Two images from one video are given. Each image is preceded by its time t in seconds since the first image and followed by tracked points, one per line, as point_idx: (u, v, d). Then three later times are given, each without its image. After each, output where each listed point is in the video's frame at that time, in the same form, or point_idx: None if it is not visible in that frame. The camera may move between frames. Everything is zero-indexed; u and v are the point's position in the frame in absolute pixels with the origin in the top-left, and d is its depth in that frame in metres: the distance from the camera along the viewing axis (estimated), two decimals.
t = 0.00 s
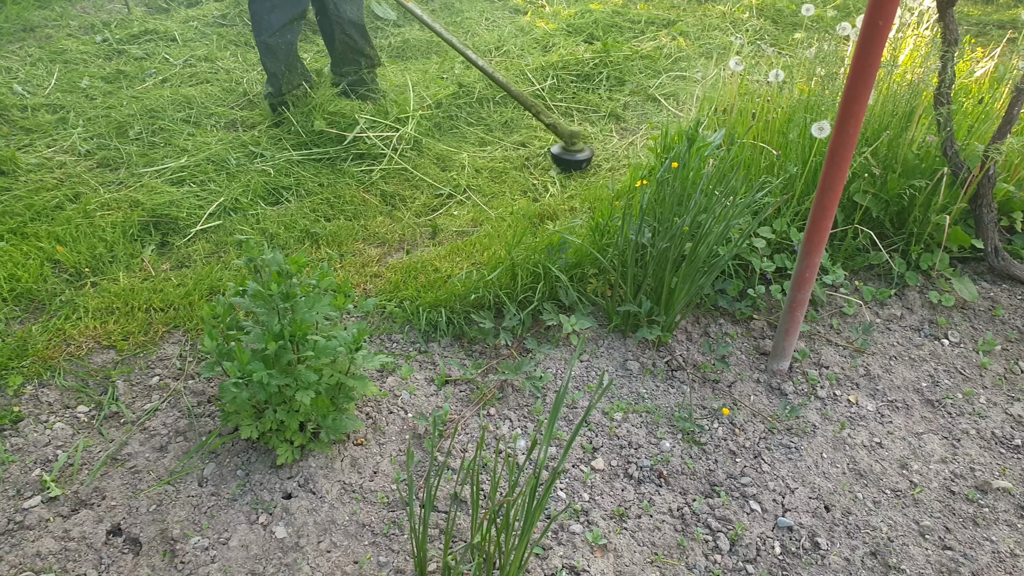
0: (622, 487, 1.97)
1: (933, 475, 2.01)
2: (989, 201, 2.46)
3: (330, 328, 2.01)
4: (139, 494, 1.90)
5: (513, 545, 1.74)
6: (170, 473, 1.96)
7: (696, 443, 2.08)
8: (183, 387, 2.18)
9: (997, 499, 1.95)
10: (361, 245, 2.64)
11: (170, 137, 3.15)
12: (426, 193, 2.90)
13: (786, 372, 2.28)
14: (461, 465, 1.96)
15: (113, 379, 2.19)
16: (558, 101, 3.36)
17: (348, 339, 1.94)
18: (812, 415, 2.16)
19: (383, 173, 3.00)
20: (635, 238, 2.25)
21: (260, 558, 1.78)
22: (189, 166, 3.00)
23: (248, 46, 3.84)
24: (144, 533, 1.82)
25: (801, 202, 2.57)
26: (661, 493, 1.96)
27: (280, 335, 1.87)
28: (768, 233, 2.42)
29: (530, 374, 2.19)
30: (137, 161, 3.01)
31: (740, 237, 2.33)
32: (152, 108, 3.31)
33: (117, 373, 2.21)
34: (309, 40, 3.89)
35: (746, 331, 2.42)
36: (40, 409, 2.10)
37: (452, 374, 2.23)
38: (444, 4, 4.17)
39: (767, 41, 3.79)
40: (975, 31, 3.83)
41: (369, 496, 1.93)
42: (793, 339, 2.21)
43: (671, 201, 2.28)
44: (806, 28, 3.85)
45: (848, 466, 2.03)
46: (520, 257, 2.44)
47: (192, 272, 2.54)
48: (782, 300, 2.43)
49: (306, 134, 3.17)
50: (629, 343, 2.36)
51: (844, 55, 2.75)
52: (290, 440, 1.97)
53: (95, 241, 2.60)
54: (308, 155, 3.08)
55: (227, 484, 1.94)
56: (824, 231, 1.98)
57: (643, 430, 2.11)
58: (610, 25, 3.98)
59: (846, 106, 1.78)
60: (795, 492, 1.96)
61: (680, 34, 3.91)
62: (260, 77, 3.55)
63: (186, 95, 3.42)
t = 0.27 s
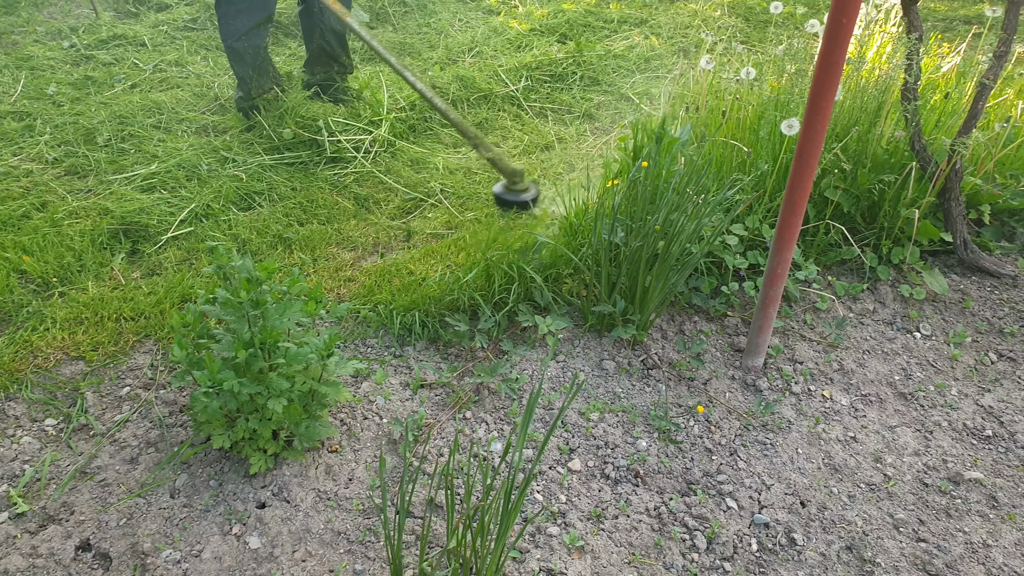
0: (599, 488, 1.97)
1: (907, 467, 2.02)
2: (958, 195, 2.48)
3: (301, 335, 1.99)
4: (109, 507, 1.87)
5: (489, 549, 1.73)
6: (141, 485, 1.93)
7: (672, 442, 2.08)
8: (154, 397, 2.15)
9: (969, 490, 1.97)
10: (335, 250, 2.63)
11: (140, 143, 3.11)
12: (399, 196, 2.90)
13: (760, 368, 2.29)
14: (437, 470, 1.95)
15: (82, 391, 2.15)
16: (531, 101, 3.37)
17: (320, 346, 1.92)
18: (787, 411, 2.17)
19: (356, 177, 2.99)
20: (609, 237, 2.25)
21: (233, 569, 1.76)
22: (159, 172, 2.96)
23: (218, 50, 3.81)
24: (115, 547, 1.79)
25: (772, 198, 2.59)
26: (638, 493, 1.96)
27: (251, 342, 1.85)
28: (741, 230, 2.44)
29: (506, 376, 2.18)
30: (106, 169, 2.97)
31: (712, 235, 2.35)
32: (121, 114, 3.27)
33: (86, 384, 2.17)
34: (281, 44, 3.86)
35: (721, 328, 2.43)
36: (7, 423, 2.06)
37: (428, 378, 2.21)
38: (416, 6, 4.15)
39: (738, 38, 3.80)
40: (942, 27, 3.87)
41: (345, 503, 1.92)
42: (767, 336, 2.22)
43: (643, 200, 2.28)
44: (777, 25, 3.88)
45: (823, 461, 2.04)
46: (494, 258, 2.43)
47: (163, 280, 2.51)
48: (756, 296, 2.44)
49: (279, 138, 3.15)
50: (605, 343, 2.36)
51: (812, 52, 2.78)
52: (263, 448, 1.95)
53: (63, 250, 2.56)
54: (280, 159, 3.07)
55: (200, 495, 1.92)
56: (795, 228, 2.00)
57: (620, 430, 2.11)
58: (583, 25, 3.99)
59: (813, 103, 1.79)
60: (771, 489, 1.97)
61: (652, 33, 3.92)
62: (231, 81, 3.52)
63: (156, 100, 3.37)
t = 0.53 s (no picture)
0: (578, 495, 1.96)
1: (884, 470, 2.03)
2: (931, 198, 2.50)
3: (277, 344, 1.97)
4: (81, 520, 1.85)
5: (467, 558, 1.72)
6: (115, 497, 1.90)
7: (651, 447, 2.08)
8: (128, 407, 2.13)
9: (945, 492, 1.98)
10: (312, 258, 2.62)
11: (115, 151, 3.08)
12: (377, 203, 2.90)
13: (738, 373, 2.30)
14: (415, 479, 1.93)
15: (54, 402, 2.12)
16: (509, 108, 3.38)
17: (295, 355, 1.91)
18: (764, 415, 2.18)
19: (334, 184, 3.00)
20: (586, 243, 2.25)
21: None
22: (134, 180, 2.94)
23: (195, 57, 3.79)
24: (87, 560, 1.76)
25: (749, 203, 2.60)
26: (617, 499, 1.96)
27: (225, 352, 1.83)
28: (718, 235, 2.45)
29: (485, 384, 2.17)
30: (80, 177, 2.94)
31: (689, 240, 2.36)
32: (96, 121, 3.24)
33: (59, 395, 2.14)
34: (259, 51, 3.86)
35: (699, 333, 2.43)
36: None
37: (406, 386, 2.20)
38: (395, 12, 4.15)
39: (715, 44, 3.84)
40: (916, 33, 3.92)
41: (321, 513, 1.90)
42: (744, 340, 2.23)
43: (620, 206, 2.29)
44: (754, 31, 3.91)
45: (801, 465, 2.04)
46: (472, 265, 2.43)
47: (138, 289, 2.48)
48: (733, 301, 2.45)
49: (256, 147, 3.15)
50: (584, 349, 2.36)
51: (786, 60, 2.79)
52: (239, 458, 1.93)
53: (36, 259, 2.52)
54: (258, 167, 3.06)
55: (175, 507, 1.89)
56: (770, 233, 2.01)
57: (598, 436, 2.11)
58: (561, 31, 4.00)
59: (786, 109, 1.80)
60: (748, 493, 1.97)
61: (630, 39, 3.94)
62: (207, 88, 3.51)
63: (132, 108, 3.35)
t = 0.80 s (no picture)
0: (561, 497, 1.96)
1: (865, 469, 2.04)
2: (911, 198, 2.52)
3: (257, 350, 1.97)
4: (61, 529, 1.83)
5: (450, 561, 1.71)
6: (95, 506, 1.89)
7: (634, 449, 2.09)
8: (108, 415, 2.11)
9: (926, 490, 1.99)
10: (293, 263, 2.63)
11: (95, 157, 3.07)
12: (358, 208, 2.93)
13: (720, 373, 2.30)
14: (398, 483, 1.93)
15: (33, 410, 2.10)
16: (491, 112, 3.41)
17: (275, 360, 1.90)
18: (747, 415, 2.19)
19: (315, 189, 3.03)
20: (568, 246, 2.26)
21: None
22: (113, 186, 2.93)
23: (175, 62, 3.79)
24: (67, 569, 1.74)
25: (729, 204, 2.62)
26: (600, 500, 1.96)
27: (205, 358, 1.82)
28: (699, 237, 2.47)
29: (467, 388, 2.17)
30: (58, 183, 2.92)
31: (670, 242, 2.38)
32: (75, 127, 3.22)
33: (38, 404, 2.12)
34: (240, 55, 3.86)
35: (681, 334, 2.44)
36: None
37: (388, 391, 2.20)
38: (376, 16, 4.15)
39: (696, 45, 3.86)
40: (895, 33, 3.95)
41: (304, 519, 1.89)
42: (726, 341, 2.24)
43: (601, 208, 2.30)
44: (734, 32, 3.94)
45: (783, 465, 2.05)
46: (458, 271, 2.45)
47: (118, 295, 2.47)
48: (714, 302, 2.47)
49: (238, 153, 3.17)
50: (567, 351, 2.36)
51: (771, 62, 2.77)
52: (221, 464, 1.92)
53: (14, 267, 2.51)
54: (240, 173, 3.08)
55: (156, 514, 1.88)
56: (750, 234, 2.02)
57: (581, 438, 2.11)
58: (543, 34, 4.02)
59: (764, 111, 1.81)
60: (731, 494, 1.98)
61: (612, 41, 3.96)
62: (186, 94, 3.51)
63: (110, 113, 3.34)
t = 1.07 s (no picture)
0: (546, 489, 1.97)
1: (849, 464, 2.05)
2: (898, 195, 2.53)
3: (241, 342, 1.96)
4: (43, 519, 1.82)
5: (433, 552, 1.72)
6: (77, 496, 1.88)
7: (619, 442, 2.10)
8: (91, 405, 2.10)
9: (908, 485, 2.00)
10: (278, 255, 2.65)
11: (80, 148, 3.06)
12: (344, 201, 2.95)
13: (706, 368, 2.31)
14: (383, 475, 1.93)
15: (15, 401, 2.09)
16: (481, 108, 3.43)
17: (260, 351, 1.90)
18: (731, 410, 2.20)
19: (301, 181, 3.04)
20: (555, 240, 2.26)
21: None
22: (99, 177, 2.92)
23: (161, 54, 3.79)
24: (49, 560, 1.73)
25: (717, 200, 2.64)
26: (585, 493, 1.97)
27: (189, 348, 1.82)
28: (687, 233, 2.48)
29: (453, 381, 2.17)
30: (42, 173, 2.90)
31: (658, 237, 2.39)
32: (59, 117, 3.21)
33: (20, 394, 2.11)
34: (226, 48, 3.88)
35: (667, 329, 2.45)
36: None
37: (373, 384, 2.20)
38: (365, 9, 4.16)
39: (685, 42, 3.87)
40: (884, 31, 3.97)
41: (288, 510, 1.89)
42: (712, 336, 2.24)
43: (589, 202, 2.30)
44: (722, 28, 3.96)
45: (766, 459, 2.06)
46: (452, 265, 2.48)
47: (102, 286, 2.47)
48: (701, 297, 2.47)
49: (224, 144, 3.18)
50: (553, 345, 2.37)
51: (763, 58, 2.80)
52: (205, 456, 1.91)
53: None
54: (226, 165, 3.08)
55: (139, 505, 1.87)
56: (737, 229, 2.02)
57: (566, 431, 2.12)
58: (532, 28, 4.04)
59: (752, 107, 1.82)
60: (715, 487, 1.99)
61: (601, 36, 3.97)
62: (173, 86, 3.51)
63: (96, 104, 3.33)
